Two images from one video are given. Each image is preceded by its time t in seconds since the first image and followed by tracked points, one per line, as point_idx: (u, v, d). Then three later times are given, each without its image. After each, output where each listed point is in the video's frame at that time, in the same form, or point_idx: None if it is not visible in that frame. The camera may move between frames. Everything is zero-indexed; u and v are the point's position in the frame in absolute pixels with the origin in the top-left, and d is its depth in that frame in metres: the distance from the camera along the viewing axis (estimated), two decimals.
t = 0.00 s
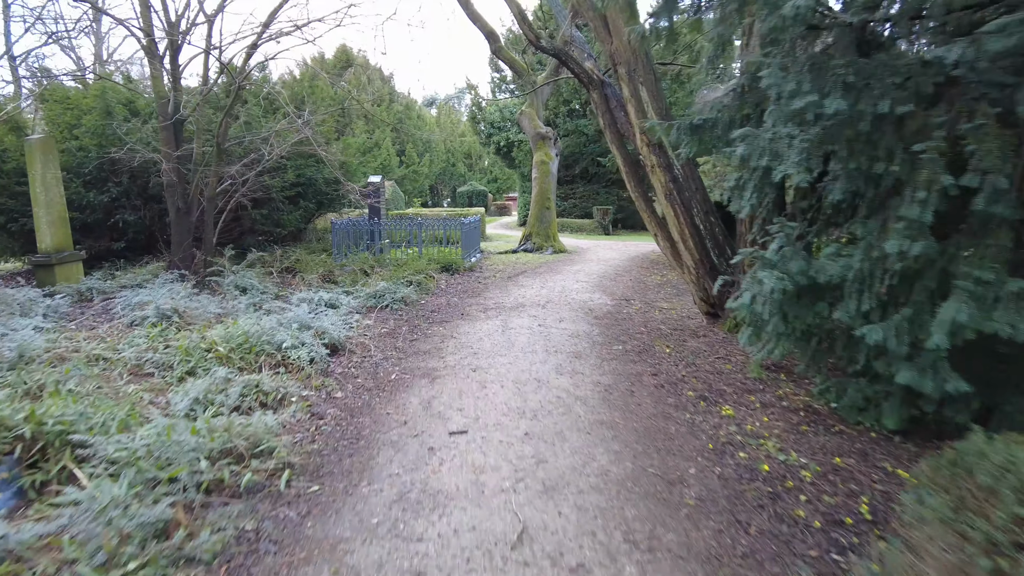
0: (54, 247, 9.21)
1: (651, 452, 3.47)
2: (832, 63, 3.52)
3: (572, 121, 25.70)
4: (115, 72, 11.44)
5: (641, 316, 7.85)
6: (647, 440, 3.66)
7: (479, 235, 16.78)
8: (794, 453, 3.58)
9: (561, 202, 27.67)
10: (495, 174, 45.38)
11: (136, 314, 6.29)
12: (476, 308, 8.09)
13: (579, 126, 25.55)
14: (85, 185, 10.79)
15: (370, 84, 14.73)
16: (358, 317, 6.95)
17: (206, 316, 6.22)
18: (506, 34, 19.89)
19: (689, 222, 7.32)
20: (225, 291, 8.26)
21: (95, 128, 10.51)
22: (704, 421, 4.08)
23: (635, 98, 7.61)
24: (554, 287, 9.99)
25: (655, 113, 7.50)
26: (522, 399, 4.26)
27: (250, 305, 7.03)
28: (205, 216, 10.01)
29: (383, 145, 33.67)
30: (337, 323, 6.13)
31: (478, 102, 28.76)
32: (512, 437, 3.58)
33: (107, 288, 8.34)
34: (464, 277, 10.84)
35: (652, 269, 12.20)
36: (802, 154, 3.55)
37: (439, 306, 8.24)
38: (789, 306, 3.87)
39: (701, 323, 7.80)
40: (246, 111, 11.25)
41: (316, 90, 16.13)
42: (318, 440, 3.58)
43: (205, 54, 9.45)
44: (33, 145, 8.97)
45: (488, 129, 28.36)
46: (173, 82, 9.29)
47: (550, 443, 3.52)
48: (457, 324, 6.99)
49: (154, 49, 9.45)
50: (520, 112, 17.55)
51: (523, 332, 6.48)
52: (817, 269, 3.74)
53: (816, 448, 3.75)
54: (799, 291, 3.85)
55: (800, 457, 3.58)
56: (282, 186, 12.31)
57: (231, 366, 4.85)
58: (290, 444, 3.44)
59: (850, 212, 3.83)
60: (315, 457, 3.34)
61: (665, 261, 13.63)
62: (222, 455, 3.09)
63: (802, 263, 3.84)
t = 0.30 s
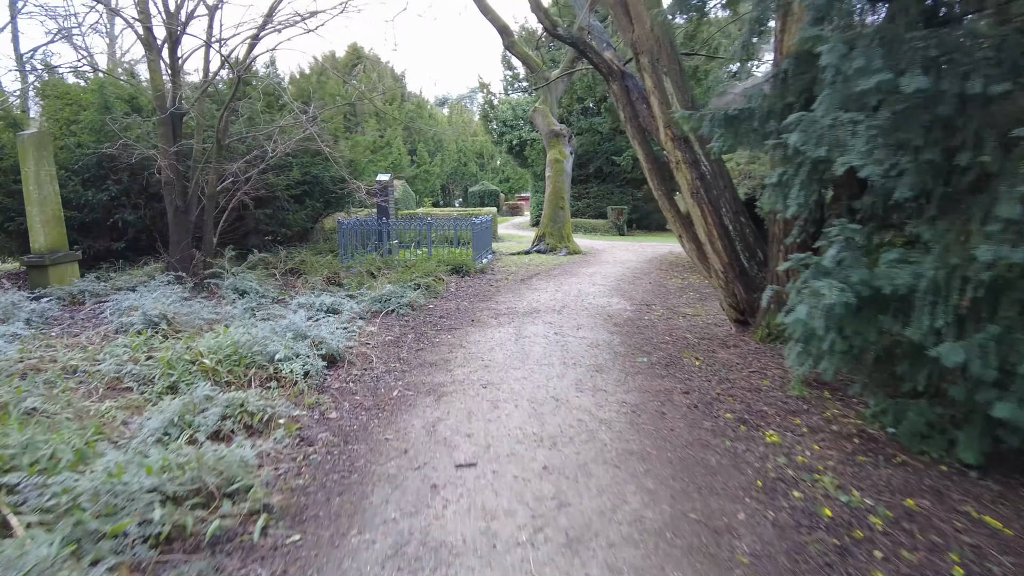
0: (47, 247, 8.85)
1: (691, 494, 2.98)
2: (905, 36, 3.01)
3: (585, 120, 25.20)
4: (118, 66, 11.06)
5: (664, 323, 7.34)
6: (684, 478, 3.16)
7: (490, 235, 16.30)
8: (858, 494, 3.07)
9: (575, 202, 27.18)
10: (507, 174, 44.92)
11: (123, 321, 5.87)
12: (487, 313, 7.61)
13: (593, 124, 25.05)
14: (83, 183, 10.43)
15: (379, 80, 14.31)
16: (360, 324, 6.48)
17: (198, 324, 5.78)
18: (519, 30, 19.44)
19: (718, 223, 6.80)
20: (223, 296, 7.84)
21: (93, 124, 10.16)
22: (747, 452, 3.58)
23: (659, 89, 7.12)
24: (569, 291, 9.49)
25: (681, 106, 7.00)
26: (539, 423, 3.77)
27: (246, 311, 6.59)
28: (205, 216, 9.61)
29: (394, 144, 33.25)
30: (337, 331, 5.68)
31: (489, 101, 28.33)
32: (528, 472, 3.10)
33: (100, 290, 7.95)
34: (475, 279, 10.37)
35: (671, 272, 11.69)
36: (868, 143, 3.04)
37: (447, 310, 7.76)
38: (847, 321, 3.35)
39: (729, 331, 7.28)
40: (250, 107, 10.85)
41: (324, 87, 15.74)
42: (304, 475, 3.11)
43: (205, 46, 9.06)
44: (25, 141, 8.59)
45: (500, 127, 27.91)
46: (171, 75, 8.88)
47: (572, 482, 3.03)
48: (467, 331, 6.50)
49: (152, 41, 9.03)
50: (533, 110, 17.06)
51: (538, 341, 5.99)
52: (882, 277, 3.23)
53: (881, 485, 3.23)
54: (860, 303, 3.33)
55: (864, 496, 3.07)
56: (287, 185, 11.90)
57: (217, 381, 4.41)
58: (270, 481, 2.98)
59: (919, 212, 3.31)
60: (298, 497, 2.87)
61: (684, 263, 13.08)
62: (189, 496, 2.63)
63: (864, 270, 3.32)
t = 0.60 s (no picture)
0: (38, 254, 8.48)
1: (732, 567, 2.49)
2: (994, 19, 2.53)
3: (599, 120, 24.74)
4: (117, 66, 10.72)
5: (685, 337, 6.85)
6: (722, 544, 2.68)
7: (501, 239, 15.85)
8: (933, 567, 2.56)
9: (587, 204, 26.70)
10: (519, 175, 44.50)
11: (103, 335, 5.46)
12: (495, 326, 7.16)
13: (606, 124, 24.57)
14: (80, 187, 10.09)
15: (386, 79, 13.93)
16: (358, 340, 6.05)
17: (182, 340, 5.37)
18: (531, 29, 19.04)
19: (745, 231, 6.34)
20: (217, 307, 7.44)
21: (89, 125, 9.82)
22: (792, 503, 3.09)
23: (681, 87, 6.66)
24: (583, 300, 9.01)
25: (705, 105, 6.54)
26: (551, 466, 3.30)
27: (238, 325, 6.17)
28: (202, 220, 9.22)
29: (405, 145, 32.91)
30: (332, 349, 5.25)
31: (501, 101, 27.93)
32: (539, 536, 2.63)
33: (89, 299, 7.57)
34: (484, 287, 9.93)
35: (689, 279, 11.18)
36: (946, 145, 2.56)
37: (453, 322, 7.31)
38: (913, 354, 2.86)
39: (755, 346, 6.79)
40: (252, 108, 10.49)
41: (330, 87, 15.37)
42: (277, 534, 2.67)
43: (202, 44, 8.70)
44: (15, 143, 8.22)
45: (511, 128, 27.49)
46: (168, 75, 8.52)
47: (591, 551, 2.55)
48: (473, 347, 6.05)
49: (148, 38, 8.66)
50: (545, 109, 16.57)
51: (550, 359, 5.53)
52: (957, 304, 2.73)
53: (956, 549, 2.73)
54: (929, 333, 2.83)
55: (940, 568, 2.56)
56: (291, 188, 11.52)
57: (194, 410, 3.99)
58: (232, 546, 2.53)
59: (1001, 225, 2.82)
60: (266, 566, 2.43)
61: (703, 270, 12.56)
62: (134, 568, 2.19)
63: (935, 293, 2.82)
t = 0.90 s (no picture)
0: (10, 256, 7.97)
1: None
2: None
3: (603, 118, 24.26)
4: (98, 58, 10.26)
5: (697, 345, 6.35)
6: None
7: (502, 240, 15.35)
8: None
9: (592, 204, 26.20)
10: (522, 175, 44.03)
11: (61, 343, 4.97)
12: (493, 332, 6.68)
13: (611, 122, 24.08)
14: (60, 185, 9.63)
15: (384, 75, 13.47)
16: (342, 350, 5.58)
17: (147, 350, 4.89)
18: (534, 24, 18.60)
19: (763, 230, 5.85)
20: (196, 313, 6.99)
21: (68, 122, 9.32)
22: (836, 553, 2.60)
23: (693, 75, 6.17)
24: (587, 304, 8.52)
25: (719, 94, 6.06)
26: (549, 507, 2.83)
27: (212, 333, 5.70)
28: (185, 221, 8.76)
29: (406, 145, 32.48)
30: (310, 362, 4.78)
31: (503, 99, 27.47)
32: None
33: (60, 304, 7.09)
34: (482, 290, 9.45)
35: (697, 281, 10.69)
36: None
37: (448, 328, 6.83)
38: (988, 379, 2.37)
39: (772, 355, 6.29)
40: (241, 103, 10.04)
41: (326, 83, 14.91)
42: None
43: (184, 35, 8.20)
44: None
45: (514, 126, 27.03)
46: (149, 68, 8.04)
47: None
48: (467, 356, 5.56)
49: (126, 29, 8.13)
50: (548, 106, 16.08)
51: (551, 371, 5.04)
52: None
53: None
54: (1006, 353, 2.34)
55: None
56: (282, 186, 11.06)
57: (145, 435, 3.50)
58: None
59: None
60: None
61: (711, 271, 12.05)
62: None
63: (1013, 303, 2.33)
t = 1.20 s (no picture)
0: None
1: None
2: None
3: (605, 116, 23.83)
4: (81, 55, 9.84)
5: (709, 359, 5.87)
6: None
7: (501, 242, 14.89)
8: None
9: (593, 205, 25.76)
10: (523, 175, 43.62)
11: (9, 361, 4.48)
12: (488, 345, 6.22)
13: (614, 120, 23.65)
14: (36, 188, 9.17)
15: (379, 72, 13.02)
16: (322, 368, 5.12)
17: (103, 370, 4.41)
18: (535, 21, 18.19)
19: (782, 236, 5.37)
20: (171, 325, 6.52)
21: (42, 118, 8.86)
22: None
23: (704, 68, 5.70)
24: (590, 312, 8.05)
25: (733, 88, 5.59)
26: None
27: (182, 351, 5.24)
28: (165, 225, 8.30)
29: (405, 145, 32.08)
30: (282, 385, 4.32)
31: (504, 98, 27.07)
32: None
33: (26, 314, 6.61)
34: (479, 297, 8.99)
35: (705, 287, 10.20)
36: None
37: (440, 340, 6.36)
38: None
39: (790, 371, 5.81)
40: (228, 101, 9.59)
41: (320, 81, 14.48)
42: None
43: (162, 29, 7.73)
44: None
45: (515, 125, 26.63)
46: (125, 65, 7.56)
47: None
48: (459, 373, 5.10)
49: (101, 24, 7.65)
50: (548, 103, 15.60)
51: (551, 392, 4.57)
52: None
53: None
54: None
55: None
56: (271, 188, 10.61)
57: (81, 476, 3.00)
58: None
59: None
60: None
61: (719, 275, 11.57)
62: None
63: None
